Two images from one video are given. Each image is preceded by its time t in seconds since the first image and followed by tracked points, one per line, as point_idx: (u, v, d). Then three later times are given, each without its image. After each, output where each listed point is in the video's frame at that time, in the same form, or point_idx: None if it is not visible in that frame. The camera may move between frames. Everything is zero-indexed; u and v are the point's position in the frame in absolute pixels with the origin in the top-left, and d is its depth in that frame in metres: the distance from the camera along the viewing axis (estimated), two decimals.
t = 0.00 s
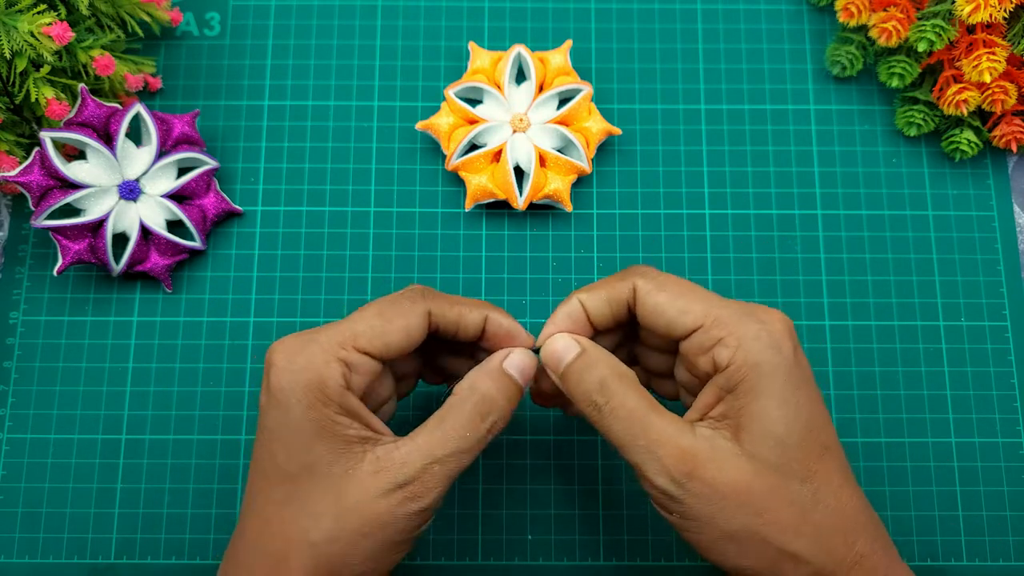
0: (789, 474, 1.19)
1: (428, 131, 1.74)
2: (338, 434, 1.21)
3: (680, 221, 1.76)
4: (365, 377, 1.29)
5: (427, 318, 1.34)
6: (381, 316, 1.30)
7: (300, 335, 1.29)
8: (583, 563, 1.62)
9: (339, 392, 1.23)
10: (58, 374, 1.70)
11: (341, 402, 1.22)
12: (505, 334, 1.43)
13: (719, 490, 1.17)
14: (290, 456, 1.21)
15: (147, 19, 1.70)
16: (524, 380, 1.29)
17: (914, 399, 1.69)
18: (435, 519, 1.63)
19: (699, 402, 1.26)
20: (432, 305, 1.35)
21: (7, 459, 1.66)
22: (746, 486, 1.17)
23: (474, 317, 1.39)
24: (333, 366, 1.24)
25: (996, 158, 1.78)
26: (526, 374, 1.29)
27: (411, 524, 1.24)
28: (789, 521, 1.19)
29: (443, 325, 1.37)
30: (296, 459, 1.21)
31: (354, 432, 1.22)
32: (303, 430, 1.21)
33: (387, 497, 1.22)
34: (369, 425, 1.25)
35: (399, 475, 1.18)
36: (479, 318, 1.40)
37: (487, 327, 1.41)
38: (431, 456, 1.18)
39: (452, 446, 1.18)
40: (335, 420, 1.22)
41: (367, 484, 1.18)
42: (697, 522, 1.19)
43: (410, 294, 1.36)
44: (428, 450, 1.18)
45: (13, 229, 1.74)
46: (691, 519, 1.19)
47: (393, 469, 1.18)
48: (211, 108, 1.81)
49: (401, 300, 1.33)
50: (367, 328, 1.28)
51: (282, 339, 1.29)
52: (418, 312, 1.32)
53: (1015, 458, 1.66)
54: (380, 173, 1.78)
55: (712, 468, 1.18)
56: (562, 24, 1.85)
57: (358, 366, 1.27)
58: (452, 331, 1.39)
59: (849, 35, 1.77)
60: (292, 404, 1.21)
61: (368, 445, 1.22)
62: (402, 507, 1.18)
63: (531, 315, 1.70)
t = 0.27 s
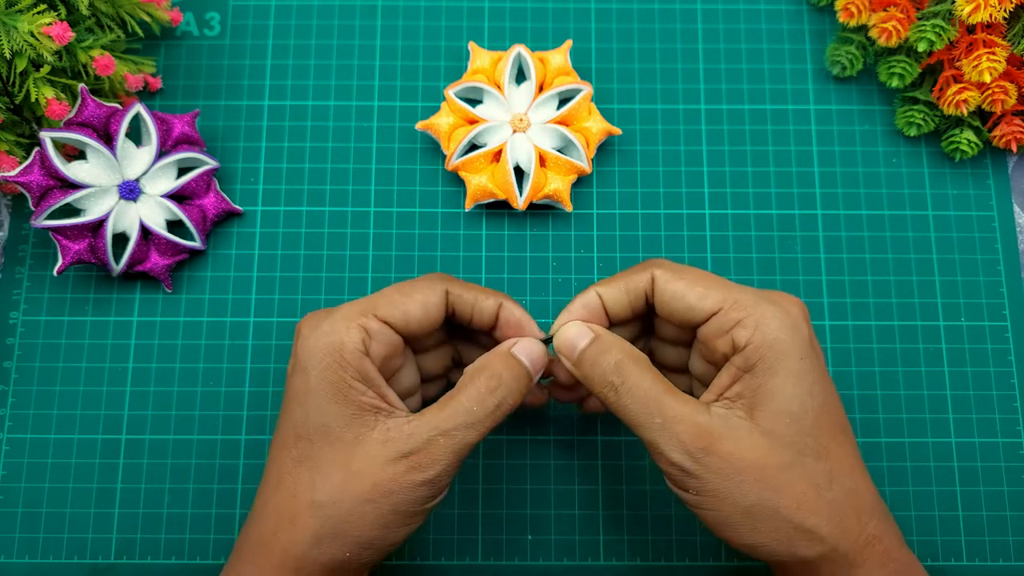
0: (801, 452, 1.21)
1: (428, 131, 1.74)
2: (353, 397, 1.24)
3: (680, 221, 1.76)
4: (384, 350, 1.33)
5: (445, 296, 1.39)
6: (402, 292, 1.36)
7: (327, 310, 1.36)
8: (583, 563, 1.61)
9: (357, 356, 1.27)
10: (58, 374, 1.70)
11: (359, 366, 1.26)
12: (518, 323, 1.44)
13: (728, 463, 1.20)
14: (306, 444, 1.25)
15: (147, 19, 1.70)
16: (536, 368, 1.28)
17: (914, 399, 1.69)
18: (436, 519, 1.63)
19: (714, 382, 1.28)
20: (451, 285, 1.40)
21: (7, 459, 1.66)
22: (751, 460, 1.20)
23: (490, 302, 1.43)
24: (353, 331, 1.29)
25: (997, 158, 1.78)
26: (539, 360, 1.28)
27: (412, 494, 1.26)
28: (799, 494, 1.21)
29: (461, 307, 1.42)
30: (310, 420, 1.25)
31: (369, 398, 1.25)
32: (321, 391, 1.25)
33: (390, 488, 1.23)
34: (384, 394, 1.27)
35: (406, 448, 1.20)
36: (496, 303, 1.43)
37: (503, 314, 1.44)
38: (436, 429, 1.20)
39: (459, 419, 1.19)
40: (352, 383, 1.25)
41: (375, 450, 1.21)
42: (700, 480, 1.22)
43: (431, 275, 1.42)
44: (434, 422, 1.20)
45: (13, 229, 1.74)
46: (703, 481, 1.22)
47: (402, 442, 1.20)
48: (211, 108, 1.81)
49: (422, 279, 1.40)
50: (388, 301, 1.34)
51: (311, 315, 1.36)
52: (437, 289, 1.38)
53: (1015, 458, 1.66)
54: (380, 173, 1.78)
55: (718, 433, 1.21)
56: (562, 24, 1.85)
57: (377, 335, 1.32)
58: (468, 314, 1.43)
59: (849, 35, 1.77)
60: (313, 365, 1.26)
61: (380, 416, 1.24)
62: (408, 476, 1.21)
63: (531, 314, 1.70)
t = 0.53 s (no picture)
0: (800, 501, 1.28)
1: (428, 131, 1.74)
2: (345, 372, 1.25)
3: (680, 221, 1.76)
4: (373, 331, 1.34)
5: (433, 280, 1.40)
6: (390, 276, 1.39)
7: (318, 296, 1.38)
8: (583, 563, 1.61)
9: (347, 333, 1.28)
10: (58, 374, 1.70)
11: (349, 342, 1.27)
12: (503, 308, 1.42)
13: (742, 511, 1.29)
14: (301, 437, 1.25)
15: (147, 19, 1.70)
16: (524, 344, 1.30)
17: (914, 399, 1.69)
18: (436, 519, 1.63)
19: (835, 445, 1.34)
20: (438, 269, 1.42)
21: (7, 459, 1.66)
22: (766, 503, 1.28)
23: (477, 287, 1.42)
24: (343, 310, 1.31)
25: (996, 159, 1.78)
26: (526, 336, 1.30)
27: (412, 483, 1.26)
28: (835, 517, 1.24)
29: (449, 292, 1.42)
30: (305, 396, 1.26)
31: (361, 372, 1.26)
32: (312, 367, 1.26)
33: (390, 486, 1.23)
34: (376, 369, 1.27)
35: (400, 425, 1.21)
36: (483, 289, 1.43)
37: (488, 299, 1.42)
38: (426, 396, 1.21)
39: (447, 388, 1.20)
40: (342, 359, 1.26)
41: (367, 418, 1.22)
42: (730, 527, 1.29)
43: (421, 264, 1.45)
44: (423, 389, 1.21)
45: (13, 229, 1.74)
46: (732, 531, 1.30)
47: (393, 411, 1.21)
48: (211, 108, 1.81)
49: (411, 266, 1.43)
50: (377, 284, 1.37)
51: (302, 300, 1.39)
52: (424, 273, 1.40)
53: (1015, 458, 1.66)
54: (380, 173, 1.78)
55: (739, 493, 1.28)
56: (562, 24, 1.85)
57: (366, 316, 1.33)
58: (456, 301, 1.43)
59: (849, 35, 1.77)
60: (304, 343, 1.28)
61: (373, 387, 1.26)
62: (400, 439, 1.21)
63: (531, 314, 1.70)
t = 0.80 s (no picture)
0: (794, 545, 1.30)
1: (428, 131, 1.74)
2: (338, 367, 1.26)
3: (680, 221, 1.76)
4: (366, 327, 1.34)
5: (426, 277, 1.41)
6: (383, 273, 1.39)
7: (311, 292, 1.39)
8: (583, 563, 1.61)
9: (339, 328, 1.28)
10: (58, 374, 1.70)
11: (342, 337, 1.27)
12: (497, 302, 1.44)
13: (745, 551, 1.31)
14: (299, 435, 1.24)
15: (147, 19, 1.70)
16: (518, 339, 1.30)
17: (914, 399, 1.69)
18: (436, 519, 1.63)
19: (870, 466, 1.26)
20: (430, 266, 1.42)
21: (7, 459, 1.66)
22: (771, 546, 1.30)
23: (470, 283, 1.42)
24: (336, 306, 1.31)
25: (996, 159, 1.78)
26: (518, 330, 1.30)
27: (410, 478, 1.27)
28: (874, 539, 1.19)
29: (442, 288, 1.42)
30: (298, 389, 1.26)
31: (354, 367, 1.26)
32: (305, 362, 1.26)
33: (388, 483, 1.24)
34: (369, 364, 1.28)
35: (396, 420, 1.21)
36: (475, 284, 1.43)
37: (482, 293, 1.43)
38: (417, 387, 1.21)
39: (438, 379, 1.21)
40: (335, 354, 1.26)
41: (358, 411, 1.22)
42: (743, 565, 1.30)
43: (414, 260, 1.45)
44: (414, 381, 1.21)
45: (13, 229, 1.74)
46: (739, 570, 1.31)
47: (390, 409, 1.21)
48: (211, 108, 1.81)
49: (403, 262, 1.43)
50: (370, 280, 1.37)
51: (296, 297, 1.39)
52: (417, 269, 1.40)
53: (1015, 458, 1.66)
54: (380, 173, 1.78)
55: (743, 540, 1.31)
56: (562, 24, 1.85)
57: (360, 312, 1.33)
58: (449, 296, 1.43)
59: (849, 35, 1.77)
60: (297, 339, 1.28)
61: (365, 381, 1.26)
62: (388, 433, 1.21)
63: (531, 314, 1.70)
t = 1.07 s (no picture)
0: None
1: (428, 131, 1.74)
2: (334, 365, 1.26)
3: (680, 221, 1.76)
4: (360, 324, 1.34)
5: (419, 273, 1.40)
6: (376, 270, 1.39)
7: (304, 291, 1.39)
8: (583, 563, 1.61)
9: (334, 326, 1.28)
10: (57, 374, 1.70)
11: (336, 336, 1.27)
12: (492, 296, 1.42)
13: None
14: (296, 433, 1.24)
15: (147, 18, 1.70)
16: (515, 333, 1.30)
17: (914, 399, 1.69)
18: (436, 519, 1.63)
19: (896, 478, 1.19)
20: (423, 262, 1.41)
21: (7, 459, 1.66)
22: None
23: (464, 278, 1.41)
24: (329, 305, 1.31)
25: (996, 159, 1.78)
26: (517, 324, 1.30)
27: (406, 477, 1.26)
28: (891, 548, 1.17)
29: (436, 284, 1.42)
30: (295, 388, 1.26)
31: (350, 365, 1.26)
32: (301, 360, 1.26)
33: (384, 481, 1.24)
34: (365, 361, 1.28)
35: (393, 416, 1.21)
36: (469, 280, 1.42)
37: (477, 288, 1.42)
38: (415, 383, 1.21)
39: (436, 375, 1.21)
40: (331, 352, 1.27)
41: (356, 407, 1.22)
42: None
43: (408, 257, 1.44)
44: (412, 376, 1.22)
45: (13, 229, 1.74)
46: None
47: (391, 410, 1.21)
48: (211, 108, 1.81)
49: (397, 259, 1.43)
50: (363, 278, 1.37)
51: (290, 297, 1.40)
52: (410, 266, 1.40)
53: (1015, 458, 1.66)
54: (380, 173, 1.78)
55: None
56: (562, 24, 1.85)
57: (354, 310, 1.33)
58: (444, 292, 1.43)
59: (849, 35, 1.77)
60: (291, 338, 1.28)
61: (362, 378, 1.26)
62: (387, 428, 1.22)
63: (531, 314, 1.70)
